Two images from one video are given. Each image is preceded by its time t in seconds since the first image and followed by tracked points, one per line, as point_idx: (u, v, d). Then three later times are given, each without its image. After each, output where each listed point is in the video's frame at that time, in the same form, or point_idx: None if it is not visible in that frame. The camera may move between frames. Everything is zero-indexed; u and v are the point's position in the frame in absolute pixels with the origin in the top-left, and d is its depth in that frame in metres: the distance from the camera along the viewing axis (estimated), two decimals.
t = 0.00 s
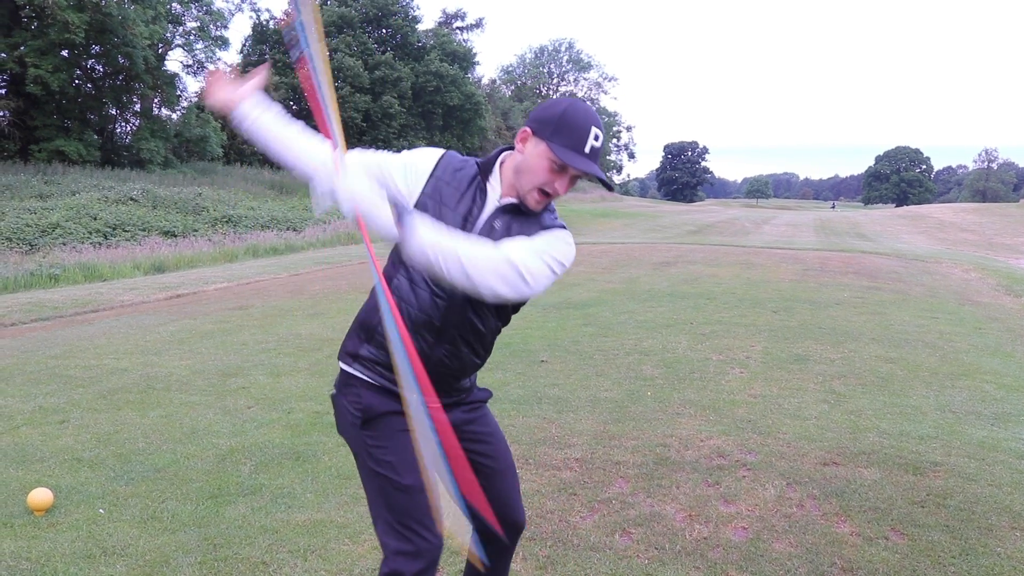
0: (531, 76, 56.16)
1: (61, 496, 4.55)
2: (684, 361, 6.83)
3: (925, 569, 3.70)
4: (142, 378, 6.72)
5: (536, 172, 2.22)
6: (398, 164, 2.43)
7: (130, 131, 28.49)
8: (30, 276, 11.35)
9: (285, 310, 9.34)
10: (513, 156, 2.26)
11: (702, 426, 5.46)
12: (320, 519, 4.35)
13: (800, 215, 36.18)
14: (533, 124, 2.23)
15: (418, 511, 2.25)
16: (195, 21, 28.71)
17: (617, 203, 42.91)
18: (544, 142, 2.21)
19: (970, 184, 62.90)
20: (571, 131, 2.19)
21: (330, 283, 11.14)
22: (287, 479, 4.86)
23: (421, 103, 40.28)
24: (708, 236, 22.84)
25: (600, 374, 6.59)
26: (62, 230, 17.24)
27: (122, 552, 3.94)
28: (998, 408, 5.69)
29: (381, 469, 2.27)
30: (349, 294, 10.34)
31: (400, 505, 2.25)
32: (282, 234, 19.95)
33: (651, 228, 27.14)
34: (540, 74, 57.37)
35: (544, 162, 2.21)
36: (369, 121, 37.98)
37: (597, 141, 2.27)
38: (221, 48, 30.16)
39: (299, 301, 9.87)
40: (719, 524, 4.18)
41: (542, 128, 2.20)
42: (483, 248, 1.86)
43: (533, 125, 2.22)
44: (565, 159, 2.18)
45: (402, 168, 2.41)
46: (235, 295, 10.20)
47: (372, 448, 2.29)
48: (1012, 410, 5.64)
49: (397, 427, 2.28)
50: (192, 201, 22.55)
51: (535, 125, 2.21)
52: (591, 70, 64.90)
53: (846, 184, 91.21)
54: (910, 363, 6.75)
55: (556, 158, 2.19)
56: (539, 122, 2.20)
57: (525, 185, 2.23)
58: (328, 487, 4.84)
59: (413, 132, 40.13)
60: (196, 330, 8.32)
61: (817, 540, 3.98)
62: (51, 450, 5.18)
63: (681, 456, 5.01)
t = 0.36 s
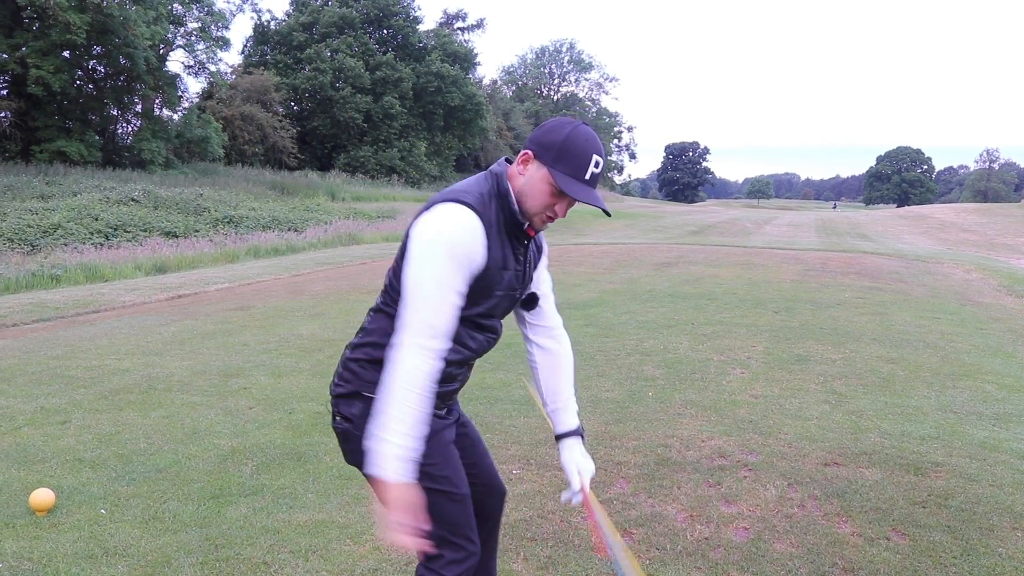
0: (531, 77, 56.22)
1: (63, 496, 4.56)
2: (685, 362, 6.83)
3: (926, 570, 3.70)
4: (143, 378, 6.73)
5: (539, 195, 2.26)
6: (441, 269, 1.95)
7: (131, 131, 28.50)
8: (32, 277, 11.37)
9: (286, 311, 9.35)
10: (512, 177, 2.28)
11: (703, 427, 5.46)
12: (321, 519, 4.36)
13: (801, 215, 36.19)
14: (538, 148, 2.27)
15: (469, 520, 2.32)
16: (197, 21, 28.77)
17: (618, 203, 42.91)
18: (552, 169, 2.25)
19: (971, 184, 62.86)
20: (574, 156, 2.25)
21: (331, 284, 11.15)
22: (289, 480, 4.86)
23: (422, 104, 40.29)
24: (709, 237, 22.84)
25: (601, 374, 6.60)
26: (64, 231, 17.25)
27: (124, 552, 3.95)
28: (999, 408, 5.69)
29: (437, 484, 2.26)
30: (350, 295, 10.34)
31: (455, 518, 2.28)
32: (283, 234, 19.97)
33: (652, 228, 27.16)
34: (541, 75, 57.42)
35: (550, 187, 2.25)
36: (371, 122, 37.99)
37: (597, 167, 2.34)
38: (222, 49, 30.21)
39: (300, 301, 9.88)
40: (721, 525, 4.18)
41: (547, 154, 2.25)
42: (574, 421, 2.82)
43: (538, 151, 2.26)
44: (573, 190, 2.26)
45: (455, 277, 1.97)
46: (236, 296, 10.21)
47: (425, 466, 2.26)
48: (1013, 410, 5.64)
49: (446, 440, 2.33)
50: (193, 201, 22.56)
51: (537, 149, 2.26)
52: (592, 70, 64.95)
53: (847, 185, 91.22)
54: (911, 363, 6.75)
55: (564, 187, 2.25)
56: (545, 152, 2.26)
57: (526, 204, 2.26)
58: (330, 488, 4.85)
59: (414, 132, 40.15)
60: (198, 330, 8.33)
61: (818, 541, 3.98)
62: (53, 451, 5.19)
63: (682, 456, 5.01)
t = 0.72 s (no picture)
0: (532, 77, 56.25)
1: (63, 495, 4.56)
2: (686, 362, 6.84)
3: (927, 569, 3.69)
4: (144, 377, 6.73)
5: (542, 188, 2.24)
6: (476, 282, 1.97)
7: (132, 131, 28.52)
8: (33, 276, 11.38)
9: (287, 311, 9.35)
10: (514, 170, 2.25)
11: (704, 427, 5.46)
12: (321, 519, 4.36)
13: (802, 215, 36.15)
14: (540, 142, 2.23)
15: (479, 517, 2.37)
16: (198, 21, 28.82)
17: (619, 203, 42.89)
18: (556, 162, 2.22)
19: (973, 184, 62.89)
20: (576, 152, 2.22)
21: (332, 283, 11.16)
22: (290, 479, 4.86)
23: (424, 103, 40.31)
24: (710, 237, 22.83)
25: (601, 374, 6.59)
26: (65, 230, 17.26)
27: (125, 551, 3.95)
28: (1000, 408, 5.68)
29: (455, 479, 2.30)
30: (351, 294, 10.34)
31: (465, 516, 2.33)
32: (284, 234, 19.98)
33: (652, 228, 27.17)
34: (543, 75, 57.48)
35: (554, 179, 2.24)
36: (372, 121, 38.00)
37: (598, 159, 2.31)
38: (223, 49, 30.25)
39: (301, 301, 9.89)
40: (721, 525, 4.18)
41: (551, 150, 2.22)
42: (545, 392, 2.93)
43: (541, 145, 2.23)
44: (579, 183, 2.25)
45: (490, 288, 2.00)
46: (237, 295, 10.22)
47: (443, 462, 2.30)
48: (1014, 411, 5.62)
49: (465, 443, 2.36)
50: (195, 201, 22.58)
51: (540, 143, 2.23)
52: (593, 70, 64.95)
53: (849, 185, 91.24)
54: (912, 363, 6.75)
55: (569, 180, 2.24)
56: (549, 143, 2.22)
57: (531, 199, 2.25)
58: (330, 487, 4.85)
59: (415, 132, 40.16)
60: (199, 330, 8.33)
61: (818, 541, 3.97)
62: (54, 450, 5.19)
63: (683, 456, 5.00)
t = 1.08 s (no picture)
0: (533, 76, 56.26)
1: (63, 494, 4.56)
2: (685, 361, 6.83)
3: (925, 568, 3.70)
4: (144, 376, 6.73)
5: (510, 123, 2.27)
6: (416, 223, 2.04)
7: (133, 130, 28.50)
8: (33, 276, 11.37)
9: (287, 310, 9.34)
10: (483, 124, 2.32)
11: (703, 427, 5.45)
12: (321, 518, 4.35)
13: (803, 214, 36.14)
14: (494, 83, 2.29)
15: (435, 510, 2.32)
16: (198, 20, 28.85)
17: (620, 203, 42.90)
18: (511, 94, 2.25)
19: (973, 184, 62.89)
20: (522, 76, 2.22)
21: (332, 283, 11.16)
22: (289, 478, 4.86)
23: (424, 103, 40.31)
24: (710, 236, 22.83)
25: (601, 373, 6.59)
26: (65, 230, 17.25)
27: (125, 550, 3.95)
28: (1000, 408, 5.68)
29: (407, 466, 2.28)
30: (350, 293, 10.34)
31: (425, 503, 2.31)
32: (284, 233, 19.96)
33: (652, 228, 27.16)
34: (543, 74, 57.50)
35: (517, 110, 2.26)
36: (372, 121, 37.96)
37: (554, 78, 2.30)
38: (223, 48, 30.23)
39: (301, 300, 9.90)
40: (721, 524, 4.17)
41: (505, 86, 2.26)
42: (517, 379, 2.95)
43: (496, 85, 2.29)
44: (536, 106, 2.24)
45: (424, 231, 2.05)
46: (237, 294, 10.21)
47: (404, 446, 2.31)
48: (1014, 411, 5.61)
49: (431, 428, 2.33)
50: (195, 200, 22.57)
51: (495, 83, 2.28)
52: (593, 70, 64.95)
53: (849, 185, 91.24)
54: (912, 363, 6.74)
55: (528, 104, 2.24)
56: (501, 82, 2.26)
57: (503, 142, 2.28)
58: (330, 486, 4.84)
59: (415, 131, 40.13)
60: (199, 329, 8.33)
61: (818, 540, 3.97)
62: (54, 448, 5.20)
63: (683, 456, 5.00)
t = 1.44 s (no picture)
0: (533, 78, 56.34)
1: (64, 495, 4.57)
2: (685, 363, 6.84)
3: (925, 570, 3.70)
4: (144, 378, 6.73)
5: (472, 107, 2.35)
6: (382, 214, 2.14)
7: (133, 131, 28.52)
8: (33, 276, 11.38)
9: (286, 311, 9.35)
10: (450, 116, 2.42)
11: (703, 428, 5.46)
12: (321, 519, 4.36)
13: (802, 216, 36.19)
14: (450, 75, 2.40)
15: (433, 513, 2.33)
16: (199, 21, 28.91)
17: (621, 204, 42.94)
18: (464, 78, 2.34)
19: (973, 186, 62.95)
20: (471, 58, 2.30)
21: (332, 284, 11.16)
22: (290, 480, 4.86)
23: (425, 104, 40.36)
24: (710, 237, 22.86)
25: (601, 375, 6.60)
26: (65, 230, 17.28)
27: (125, 551, 3.96)
28: (999, 409, 5.68)
29: (407, 465, 2.30)
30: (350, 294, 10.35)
31: (425, 503, 2.32)
32: (284, 234, 19.98)
33: (652, 229, 27.21)
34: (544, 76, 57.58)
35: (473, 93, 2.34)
36: (373, 122, 38.00)
37: (505, 53, 2.33)
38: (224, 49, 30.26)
39: (301, 301, 9.90)
40: (721, 526, 4.18)
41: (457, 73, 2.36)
42: (537, 367, 2.92)
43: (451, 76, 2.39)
44: (487, 81, 2.32)
45: (392, 218, 2.14)
46: (237, 295, 10.22)
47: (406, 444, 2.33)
48: (1014, 412, 5.62)
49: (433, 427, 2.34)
50: (195, 201, 22.60)
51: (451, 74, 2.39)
52: (594, 71, 64.99)
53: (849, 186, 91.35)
54: (911, 365, 6.75)
55: (479, 82, 2.32)
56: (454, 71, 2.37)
57: (468, 126, 2.35)
58: (330, 487, 4.85)
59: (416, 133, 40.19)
60: (199, 330, 8.33)
61: (818, 542, 3.97)
62: (54, 450, 5.20)
63: (683, 457, 5.01)
